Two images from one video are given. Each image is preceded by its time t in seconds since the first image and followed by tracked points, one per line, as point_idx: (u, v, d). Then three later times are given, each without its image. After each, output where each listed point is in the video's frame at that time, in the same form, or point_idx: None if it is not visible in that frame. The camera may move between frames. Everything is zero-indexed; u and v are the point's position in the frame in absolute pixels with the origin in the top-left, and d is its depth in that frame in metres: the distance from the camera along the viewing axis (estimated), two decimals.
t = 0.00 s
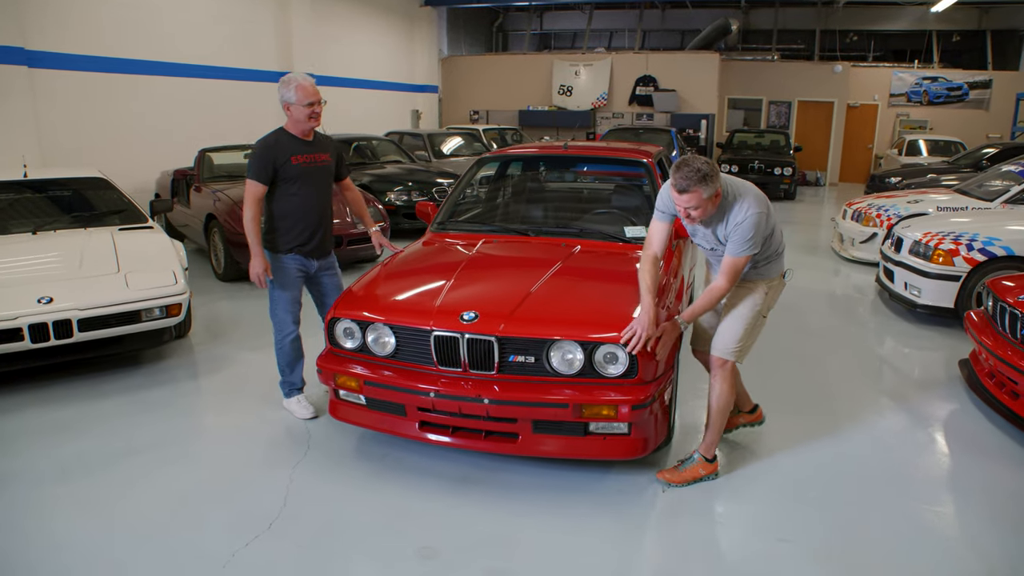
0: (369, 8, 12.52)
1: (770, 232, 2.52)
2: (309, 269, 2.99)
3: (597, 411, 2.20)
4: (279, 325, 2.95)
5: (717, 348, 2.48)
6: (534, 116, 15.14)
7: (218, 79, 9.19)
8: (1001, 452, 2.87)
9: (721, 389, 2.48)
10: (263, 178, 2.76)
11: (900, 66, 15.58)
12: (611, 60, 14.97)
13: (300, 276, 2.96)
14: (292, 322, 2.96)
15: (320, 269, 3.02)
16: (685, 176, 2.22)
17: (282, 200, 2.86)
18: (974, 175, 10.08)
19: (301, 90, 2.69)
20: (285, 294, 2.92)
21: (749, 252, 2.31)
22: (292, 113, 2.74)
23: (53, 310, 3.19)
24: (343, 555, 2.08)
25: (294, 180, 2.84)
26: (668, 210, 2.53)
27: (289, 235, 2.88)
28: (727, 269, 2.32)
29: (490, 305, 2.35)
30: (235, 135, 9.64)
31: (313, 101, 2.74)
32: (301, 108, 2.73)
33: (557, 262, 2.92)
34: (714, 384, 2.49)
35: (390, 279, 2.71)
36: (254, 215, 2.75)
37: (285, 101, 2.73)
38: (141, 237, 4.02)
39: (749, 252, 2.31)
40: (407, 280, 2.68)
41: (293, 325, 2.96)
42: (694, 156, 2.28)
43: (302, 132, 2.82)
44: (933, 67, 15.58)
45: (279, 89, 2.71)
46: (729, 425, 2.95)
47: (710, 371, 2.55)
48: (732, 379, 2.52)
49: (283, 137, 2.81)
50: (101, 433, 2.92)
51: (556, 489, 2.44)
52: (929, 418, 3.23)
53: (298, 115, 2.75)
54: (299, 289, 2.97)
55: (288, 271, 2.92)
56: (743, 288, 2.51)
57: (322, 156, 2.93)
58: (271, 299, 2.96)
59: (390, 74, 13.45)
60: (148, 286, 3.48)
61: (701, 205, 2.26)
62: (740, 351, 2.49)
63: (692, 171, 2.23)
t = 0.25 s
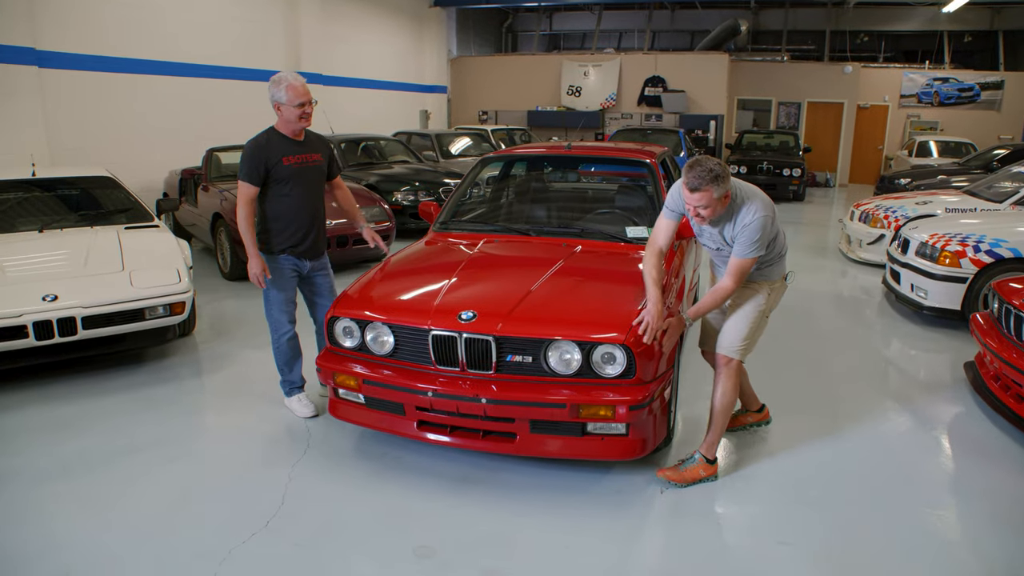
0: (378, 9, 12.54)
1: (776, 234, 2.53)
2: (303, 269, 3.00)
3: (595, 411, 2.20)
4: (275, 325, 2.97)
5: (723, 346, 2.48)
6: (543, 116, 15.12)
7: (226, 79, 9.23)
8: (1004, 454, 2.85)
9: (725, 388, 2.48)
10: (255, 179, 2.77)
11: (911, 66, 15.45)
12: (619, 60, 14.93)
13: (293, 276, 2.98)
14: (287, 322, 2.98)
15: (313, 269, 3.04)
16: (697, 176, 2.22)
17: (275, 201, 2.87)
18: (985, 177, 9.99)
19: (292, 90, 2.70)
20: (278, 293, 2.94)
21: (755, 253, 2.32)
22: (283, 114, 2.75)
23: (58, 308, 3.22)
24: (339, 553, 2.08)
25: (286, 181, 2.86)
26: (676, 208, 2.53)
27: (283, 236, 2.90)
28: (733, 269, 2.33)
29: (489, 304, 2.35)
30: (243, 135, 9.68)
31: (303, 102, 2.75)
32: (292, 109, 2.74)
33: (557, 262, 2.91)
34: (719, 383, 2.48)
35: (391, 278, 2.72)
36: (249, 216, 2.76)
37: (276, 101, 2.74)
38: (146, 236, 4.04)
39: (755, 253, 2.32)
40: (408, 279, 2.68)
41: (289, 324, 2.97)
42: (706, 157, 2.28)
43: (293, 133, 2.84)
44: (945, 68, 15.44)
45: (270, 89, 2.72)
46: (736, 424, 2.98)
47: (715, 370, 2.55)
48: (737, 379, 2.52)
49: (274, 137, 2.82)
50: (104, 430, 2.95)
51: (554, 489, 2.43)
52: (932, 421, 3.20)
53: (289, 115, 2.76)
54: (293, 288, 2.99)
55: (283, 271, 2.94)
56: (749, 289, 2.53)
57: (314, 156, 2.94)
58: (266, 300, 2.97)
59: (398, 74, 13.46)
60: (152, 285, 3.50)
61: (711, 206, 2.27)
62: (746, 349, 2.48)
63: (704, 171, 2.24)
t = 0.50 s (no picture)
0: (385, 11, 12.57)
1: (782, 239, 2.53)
2: (304, 272, 3.03)
3: (593, 415, 2.20)
4: (276, 327, 2.98)
5: (732, 348, 2.48)
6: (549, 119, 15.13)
7: (233, 81, 9.27)
8: (1007, 460, 2.83)
9: (734, 391, 2.48)
10: (257, 184, 2.78)
11: (919, 69, 15.39)
12: (626, 63, 14.93)
13: (294, 279, 2.99)
14: (288, 324, 2.99)
15: (314, 271, 3.06)
16: (708, 168, 2.24)
17: (276, 205, 2.89)
18: (993, 181, 9.93)
19: (290, 94, 2.72)
20: (279, 296, 2.95)
21: (761, 252, 2.32)
22: (282, 119, 2.77)
23: (62, 309, 3.24)
24: (337, 555, 2.09)
25: (286, 185, 2.87)
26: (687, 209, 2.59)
27: (287, 239, 2.92)
28: (738, 267, 2.33)
29: (488, 307, 2.36)
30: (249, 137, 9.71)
31: (302, 105, 2.77)
32: (291, 113, 2.75)
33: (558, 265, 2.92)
34: (728, 385, 2.48)
35: (395, 281, 2.74)
36: (252, 222, 2.78)
37: (274, 106, 2.75)
38: (150, 237, 4.06)
39: (761, 252, 2.32)
40: (411, 281, 2.70)
41: (290, 326, 2.98)
42: (716, 153, 2.31)
43: (292, 137, 2.86)
44: (953, 71, 15.37)
45: (268, 93, 2.74)
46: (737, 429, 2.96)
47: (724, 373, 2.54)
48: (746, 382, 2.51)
49: (273, 141, 2.83)
50: (106, 430, 2.96)
51: (553, 492, 2.43)
52: (935, 426, 3.18)
53: (287, 120, 2.77)
54: (293, 290, 3.00)
55: (284, 273, 2.95)
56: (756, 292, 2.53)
57: (313, 159, 2.96)
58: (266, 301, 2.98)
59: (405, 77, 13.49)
60: (155, 286, 3.52)
61: (720, 199, 2.28)
62: (754, 352, 2.48)
63: (714, 165, 2.26)
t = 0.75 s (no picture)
0: (394, 14, 12.60)
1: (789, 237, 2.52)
2: (308, 273, 3.04)
3: (594, 417, 2.20)
4: (280, 328, 2.99)
5: (740, 348, 2.48)
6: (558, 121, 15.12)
7: (242, 83, 9.32)
8: (1014, 466, 2.80)
9: (743, 393, 2.48)
10: (262, 186, 2.80)
11: (930, 71, 15.26)
12: (635, 66, 14.89)
13: (298, 281, 3.01)
14: (292, 324, 3.00)
15: (319, 272, 3.07)
16: (718, 153, 2.24)
17: (282, 206, 2.90)
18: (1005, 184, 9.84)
19: (297, 96, 2.73)
20: (283, 297, 2.96)
21: (766, 247, 2.32)
22: (288, 120, 2.78)
23: (69, 309, 3.27)
24: (337, 556, 2.09)
25: (291, 186, 2.89)
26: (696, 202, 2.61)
27: (293, 240, 2.93)
28: (745, 261, 2.34)
29: (491, 308, 2.36)
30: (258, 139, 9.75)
31: (308, 108, 2.78)
32: (296, 114, 2.76)
33: (560, 266, 2.92)
34: (737, 386, 2.48)
35: (399, 281, 2.75)
36: (259, 224, 2.79)
37: (280, 107, 2.76)
38: (157, 238, 4.09)
39: (767, 247, 2.32)
40: (415, 282, 2.71)
41: (295, 327, 3.00)
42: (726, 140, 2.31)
43: (298, 138, 2.87)
44: (965, 73, 15.22)
45: (274, 95, 2.75)
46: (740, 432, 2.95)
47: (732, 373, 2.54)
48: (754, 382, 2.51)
49: (278, 143, 2.84)
50: (110, 430, 2.98)
51: (553, 494, 2.43)
52: (942, 430, 3.15)
53: (293, 121, 2.78)
54: (298, 291, 3.01)
55: (290, 273, 2.97)
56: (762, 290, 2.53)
57: (318, 161, 2.97)
58: (270, 302, 2.99)
59: (414, 79, 13.52)
60: (161, 287, 3.54)
61: (726, 187, 2.29)
62: (762, 352, 2.48)
63: (722, 151, 2.26)
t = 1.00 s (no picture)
0: (402, 15, 12.63)
1: (791, 234, 2.51)
2: (311, 273, 3.05)
3: (593, 418, 2.20)
4: (284, 328, 3.01)
5: (740, 347, 2.47)
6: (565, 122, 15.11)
7: (250, 85, 9.36)
8: (1019, 470, 2.77)
9: (746, 393, 2.48)
10: (267, 186, 2.81)
11: (940, 73, 15.15)
12: (643, 67, 14.87)
13: (301, 280, 3.02)
14: (295, 324, 3.01)
15: (323, 272, 3.09)
16: (717, 141, 2.27)
17: (286, 207, 2.91)
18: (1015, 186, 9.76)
19: (301, 97, 2.75)
20: (287, 297, 2.97)
21: (768, 242, 2.31)
22: (292, 121, 2.79)
23: (74, 308, 3.29)
24: (336, 555, 2.10)
25: (295, 187, 2.90)
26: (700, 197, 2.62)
27: (297, 240, 2.95)
28: (746, 257, 2.33)
29: (491, 309, 2.36)
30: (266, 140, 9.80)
31: (312, 108, 2.79)
32: (301, 115, 2.78)
33: (563, 267, 2.92)
34: (738, 386, 2.48)
35: (402, 281, 2.76)
36: (263, 225, 2.81)
37: (285, 108, 2.78)
38: (163, 239, 4.11)
39: (768, 242, 2.31)
40: (417, 283, 2.72)
41: (298, 327, 3.01)
42: (729, 130, 2.33)
43: (302, 139, 2.88)
44: (976, 74, 15.10)
45: (279, 96, 2.76)
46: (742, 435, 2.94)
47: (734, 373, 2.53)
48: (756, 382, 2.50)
49: (282, 144, 2.86)
50: (114, 429, 3.01)
51: (552, 496, 2.43)
52: (946, 433, 3.13)
53: (297, 122, 2.80)
54: (301, 291, 3.02)
55: (294, 273, 2.98)
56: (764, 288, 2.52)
57: (322, 162, 2.98)
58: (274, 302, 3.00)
59: (422, 80, 13.55)
60: (166, 287, 3.57)
61: (724, 176, 2.30)
62: (763, 351, 2.47)
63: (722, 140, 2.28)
